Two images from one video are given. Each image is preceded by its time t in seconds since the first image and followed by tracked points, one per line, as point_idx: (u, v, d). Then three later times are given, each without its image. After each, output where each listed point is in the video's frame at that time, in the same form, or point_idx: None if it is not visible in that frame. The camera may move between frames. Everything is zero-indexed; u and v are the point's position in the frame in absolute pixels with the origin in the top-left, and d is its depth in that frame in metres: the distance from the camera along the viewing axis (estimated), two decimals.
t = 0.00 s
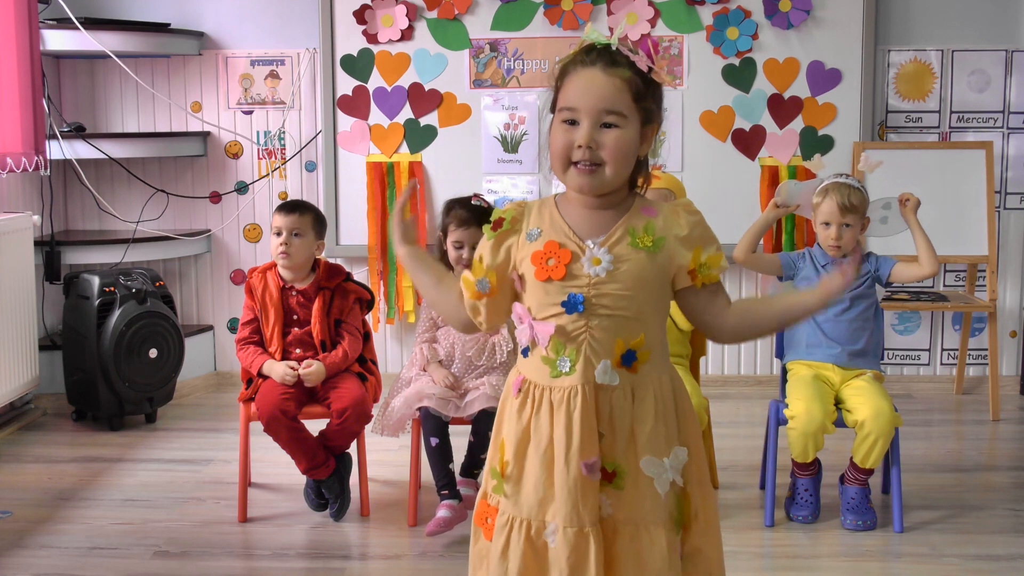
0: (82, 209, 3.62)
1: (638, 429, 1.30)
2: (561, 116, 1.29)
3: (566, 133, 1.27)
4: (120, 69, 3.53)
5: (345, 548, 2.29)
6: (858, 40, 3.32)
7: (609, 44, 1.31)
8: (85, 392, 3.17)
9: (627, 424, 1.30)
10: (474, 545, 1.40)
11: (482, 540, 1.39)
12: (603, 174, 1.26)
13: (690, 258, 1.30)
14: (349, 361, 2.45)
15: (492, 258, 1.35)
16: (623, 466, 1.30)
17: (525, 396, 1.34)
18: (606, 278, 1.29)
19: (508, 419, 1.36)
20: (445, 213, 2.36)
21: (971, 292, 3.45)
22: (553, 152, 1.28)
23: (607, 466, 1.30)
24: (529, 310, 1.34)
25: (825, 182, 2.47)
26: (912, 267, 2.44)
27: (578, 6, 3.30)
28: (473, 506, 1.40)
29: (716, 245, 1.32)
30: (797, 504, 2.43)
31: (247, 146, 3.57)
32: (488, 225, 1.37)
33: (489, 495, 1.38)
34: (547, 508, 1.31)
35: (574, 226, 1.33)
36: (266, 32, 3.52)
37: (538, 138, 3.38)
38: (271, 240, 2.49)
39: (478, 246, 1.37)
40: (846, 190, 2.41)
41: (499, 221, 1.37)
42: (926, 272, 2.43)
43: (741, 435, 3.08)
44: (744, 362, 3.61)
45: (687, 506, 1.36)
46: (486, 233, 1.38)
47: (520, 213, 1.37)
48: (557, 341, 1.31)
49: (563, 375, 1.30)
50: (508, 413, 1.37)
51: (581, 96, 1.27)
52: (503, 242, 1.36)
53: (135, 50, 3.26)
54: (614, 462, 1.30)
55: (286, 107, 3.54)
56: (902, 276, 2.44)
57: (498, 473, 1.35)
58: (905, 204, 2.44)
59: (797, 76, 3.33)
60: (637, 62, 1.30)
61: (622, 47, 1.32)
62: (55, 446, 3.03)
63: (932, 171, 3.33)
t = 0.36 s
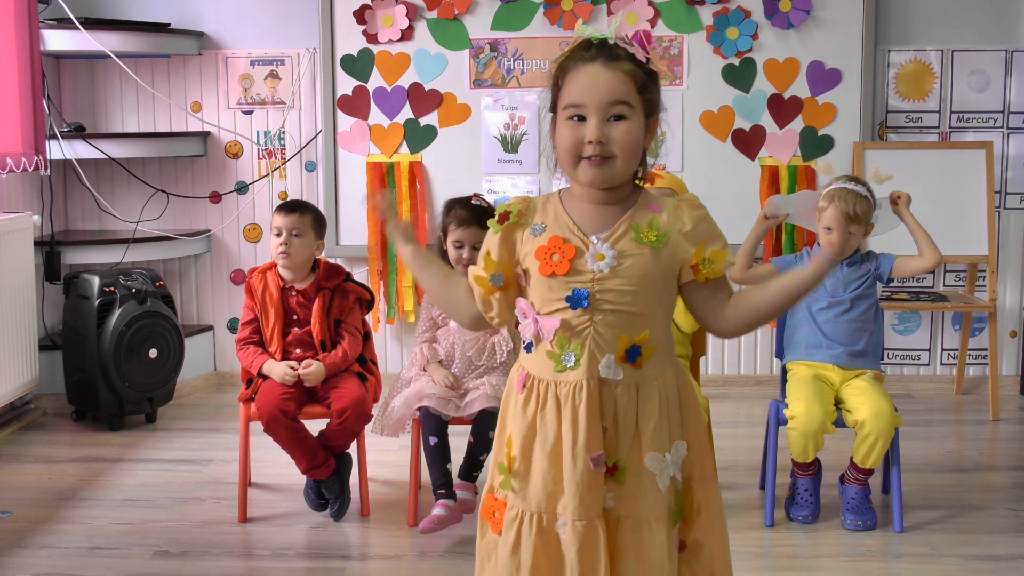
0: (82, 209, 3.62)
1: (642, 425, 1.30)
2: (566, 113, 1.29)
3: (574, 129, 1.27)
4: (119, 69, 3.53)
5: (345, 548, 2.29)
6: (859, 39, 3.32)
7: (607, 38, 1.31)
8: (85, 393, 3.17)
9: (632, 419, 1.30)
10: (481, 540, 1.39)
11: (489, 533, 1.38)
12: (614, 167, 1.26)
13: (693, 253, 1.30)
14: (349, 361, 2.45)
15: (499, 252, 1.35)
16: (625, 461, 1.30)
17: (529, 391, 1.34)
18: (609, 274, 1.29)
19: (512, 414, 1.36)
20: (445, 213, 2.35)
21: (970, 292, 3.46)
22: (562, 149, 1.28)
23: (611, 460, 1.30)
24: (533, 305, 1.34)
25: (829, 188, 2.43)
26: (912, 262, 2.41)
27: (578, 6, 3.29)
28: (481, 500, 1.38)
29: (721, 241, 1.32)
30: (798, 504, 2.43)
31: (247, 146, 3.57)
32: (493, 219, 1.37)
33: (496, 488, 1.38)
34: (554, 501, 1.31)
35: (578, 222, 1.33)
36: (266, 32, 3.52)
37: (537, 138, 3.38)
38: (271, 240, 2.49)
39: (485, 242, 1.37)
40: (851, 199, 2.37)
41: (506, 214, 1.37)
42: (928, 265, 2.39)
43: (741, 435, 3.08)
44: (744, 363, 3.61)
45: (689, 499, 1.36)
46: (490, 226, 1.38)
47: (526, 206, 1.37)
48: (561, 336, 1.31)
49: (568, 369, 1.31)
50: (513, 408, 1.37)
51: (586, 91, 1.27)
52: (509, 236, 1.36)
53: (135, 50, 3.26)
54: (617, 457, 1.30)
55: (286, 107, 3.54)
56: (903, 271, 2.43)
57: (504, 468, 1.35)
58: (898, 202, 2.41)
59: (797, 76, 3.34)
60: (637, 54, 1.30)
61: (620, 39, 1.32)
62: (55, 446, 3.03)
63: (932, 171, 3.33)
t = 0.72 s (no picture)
0: (82, 209, 3.62)
1: (643, 428, 1.30)
2: (558, 124, 1.29)
3: (566, 140, 1.27)
4: (119, 69, 3.53)
5: (345, 548, 2.29)
6: (858, 39, 3.32)
7: (595, 45, 1.31)
8: (85, 393, 3.17)
9: (634, 424, 1.30)
10: (480, 546, 1.39)
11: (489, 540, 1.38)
12: (609, 177, 1.27)
13: (693, 260, 1.31)
14: (349, 361, 2.45)
15: (499, 261, 1.35)
16: (627, 466, 1.29)
17: (530, 396, 1.34)
18: (609, 278, 1.29)
19: (513, 420, 1.36)
20: (444, 213, 2.36)
21: (971, 292, 3.46)
22: (556, 160, 1.28)
23: (613, 466, 1.30)
24: (534, 310, 1.34)
25: (832, 183, 2.44)
26: (915, 280, 2.44)
27: (578, 6, 3.29)
28: (479, 508, 1.39)
29: (721, 250, 1.33)
30: (798, 504, 2.43)
31: (247, 146, 3.57)
32: (493, 227, 1.37)
33: (496, 495, 1.37)
34: (557, 506, 1.31)
35: (578, 229, 1.33)
36: (266, 32, 3.52)
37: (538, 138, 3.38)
38: (271, 240, 2.49)
39: (485, 251, 1.36)
40: (853, 197, 2.37)
41: (505, 223, 1.36)
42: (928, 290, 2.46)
43: (741, 435, 3.08)
44: (744, 363, 3.61)
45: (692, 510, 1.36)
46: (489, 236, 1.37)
47: (525, 215, 1.37)
48: (561, 341, 1.31)
49: (569, 374, 1.31)
50: (514, 413, 1.37)
51: (577, 101, 1.27)
52: (509, 245, 1.35)
53: (135, 50, 3.26)
54: (619, 462, 1.29)
55: (286, 107, 3.54)
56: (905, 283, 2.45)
57: (506, 474, 1.35)
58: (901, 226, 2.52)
59: (797, 76, 3.34)
60: (625, 59, 1.30)
61: (608, 47, 1.32)
62: (55, 446, 3.03)
63: (932, 171, 3.33)
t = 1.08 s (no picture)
0: (82, 209, 3.62)
1: (639, 425, 1.30)
2: (554, 123, 1.30)
3: (560, 139, 1.28)
4: (120, 69, 3.53)
5: (345, 548, 2.29)
6: (859, 39, 3.32)
7: (592, 43, 1.31)
8: (85, 393, 3.17)
9: (630, 421, 1.30)
10: (481, 542, 1.40)
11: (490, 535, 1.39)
12: (603, 178, 1.27)
13: (693, 256, 1.31)
14: (349, 361, 2.45)
15: (499, 256, 1.36)
16: (622, 463, 1.29)
17: (527, 391, 1.34)
18: (608, 274, 1.29)
19: (511, 415, 1.36)
20: (443, 213, 2.36)
21: (970, 292, 3.46)
22: (551, 159, 1.29)
23: (608, 462, 1.30)
24: (532, 306, 1.34)
25: (834, 182, 2.46)
26: (911, 293, 2.42)
27: (578, 6, 3.29)
28: (479, 503, 1.40)
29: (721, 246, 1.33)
30: (797, 504, 2.43)
31: (247, 146, 3.57)
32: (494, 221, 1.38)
33: (496, 491, 1.38)
34: (554, 503, 1.30)
35: (577, 224, 1.33)
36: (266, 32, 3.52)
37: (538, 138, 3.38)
38: (271, 240, 2.49)
39: (487, 246, 1.38)
40: (856, 192, 2.39)
41: (506, 217, 1.36)
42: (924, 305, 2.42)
43: (741, 435, 3.08)
44: (744, 363, 3.61)
45: (688, 506, 1.36)
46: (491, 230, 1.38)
47: (526, 208, 1.37)
48: (559, 337, 1.31)
49: (565, 370, 1.30)
50: (512, 409, 1.37)
51: (571, 101, 1.27)
52: (511, 239, 1.37)
53: (135, 50, 3.26)
54: (614, 459, 1.30)
55: (286, 107, 3.54)
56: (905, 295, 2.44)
57: (504, 470, 1.35)
58: (903, 239, 2.50)
59: (797, 76, 3.34)
60: (623, 58, 1.29)
61: (604, 44, 1.31)
62: (55, 446, 3.03)
63: (932, 171, 3.33)
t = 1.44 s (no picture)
0: (82, 208, 3.62)
1: (644, 428, 1.30)
2: (549, 124, 1.30)
3: (555, 140, 1.27)
4: (120, 69, 3.53)
5: (345, 548, 2.29)
6: (859, 40, 3.32)
7: (592, 46, 1.31)
8: (85, 393, 3.17)
9: (634, 424, 1.30)
10: (479, 549, 1.39)
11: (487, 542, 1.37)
12: (596, 180, 1.27)
13: (684, 260, 1.31)
14: (348, 362, 2.44)
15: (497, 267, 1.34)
16: (629, 466, 1.30)
17: (527, 398, 1.33)
18: (604, 281, 1.29)
19: (510, 422, 1.36)
20: (442, 213, 2.35)
21: (971, 292, 3.45)
22: (545, 160, 1.29)
23: (615, 466, 1.30)
24: (529, 314, 1.33)
25: (841, 180, 2.46)
26: (905, 296, 2.44)
27: (578, 6, 3.29)
28: (478, 510, 1.39)
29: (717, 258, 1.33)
30: (798, 504, 2.43)
31: (247, 146, 3.57)
32: (488, 231, 1.37)
33: (493, 498, 1.38)
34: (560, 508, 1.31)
35: (570, 229, 1.32)
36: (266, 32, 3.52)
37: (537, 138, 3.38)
38: (271, 240, 2.49)
39: (483, 256, 1.37)
40: (866, 190, 2.40)
41: (500, 227, 1.36)
42: (918, 308, 2.45)
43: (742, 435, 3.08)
44: (744, 363, 3.61)
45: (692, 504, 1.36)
46: (485, 240, 1.37)
47: (518, 216, 1.37)
48: (557, 344, 1.31)
49: (567, 376, 1.30)
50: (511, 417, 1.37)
51: (568, 103, 1.27)
52: (507, 249, 1.35)
53: (135, 50, 3.26)
54: (621, 463, 1.30)
55: (286, 107, 3.54)
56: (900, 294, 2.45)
57: (503, 476, 1.35)
58: (902, 240, 2.49)
59: (797, 76, 3.34)
60: (621, 63, 1.29)
61: (604, 48, 1.31)
62: (55, 446, 3.03)
63: (932, 171, 3.33)
